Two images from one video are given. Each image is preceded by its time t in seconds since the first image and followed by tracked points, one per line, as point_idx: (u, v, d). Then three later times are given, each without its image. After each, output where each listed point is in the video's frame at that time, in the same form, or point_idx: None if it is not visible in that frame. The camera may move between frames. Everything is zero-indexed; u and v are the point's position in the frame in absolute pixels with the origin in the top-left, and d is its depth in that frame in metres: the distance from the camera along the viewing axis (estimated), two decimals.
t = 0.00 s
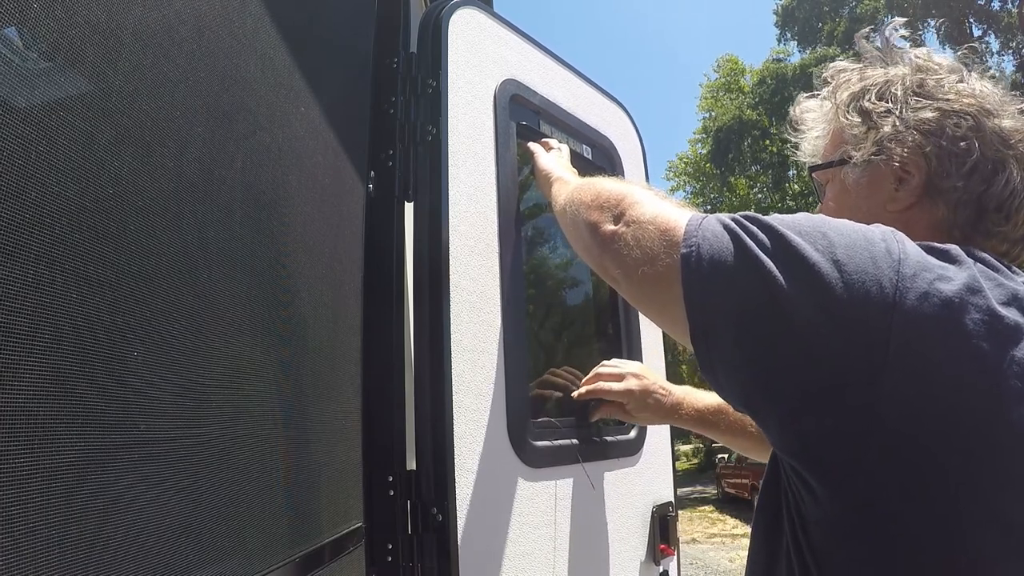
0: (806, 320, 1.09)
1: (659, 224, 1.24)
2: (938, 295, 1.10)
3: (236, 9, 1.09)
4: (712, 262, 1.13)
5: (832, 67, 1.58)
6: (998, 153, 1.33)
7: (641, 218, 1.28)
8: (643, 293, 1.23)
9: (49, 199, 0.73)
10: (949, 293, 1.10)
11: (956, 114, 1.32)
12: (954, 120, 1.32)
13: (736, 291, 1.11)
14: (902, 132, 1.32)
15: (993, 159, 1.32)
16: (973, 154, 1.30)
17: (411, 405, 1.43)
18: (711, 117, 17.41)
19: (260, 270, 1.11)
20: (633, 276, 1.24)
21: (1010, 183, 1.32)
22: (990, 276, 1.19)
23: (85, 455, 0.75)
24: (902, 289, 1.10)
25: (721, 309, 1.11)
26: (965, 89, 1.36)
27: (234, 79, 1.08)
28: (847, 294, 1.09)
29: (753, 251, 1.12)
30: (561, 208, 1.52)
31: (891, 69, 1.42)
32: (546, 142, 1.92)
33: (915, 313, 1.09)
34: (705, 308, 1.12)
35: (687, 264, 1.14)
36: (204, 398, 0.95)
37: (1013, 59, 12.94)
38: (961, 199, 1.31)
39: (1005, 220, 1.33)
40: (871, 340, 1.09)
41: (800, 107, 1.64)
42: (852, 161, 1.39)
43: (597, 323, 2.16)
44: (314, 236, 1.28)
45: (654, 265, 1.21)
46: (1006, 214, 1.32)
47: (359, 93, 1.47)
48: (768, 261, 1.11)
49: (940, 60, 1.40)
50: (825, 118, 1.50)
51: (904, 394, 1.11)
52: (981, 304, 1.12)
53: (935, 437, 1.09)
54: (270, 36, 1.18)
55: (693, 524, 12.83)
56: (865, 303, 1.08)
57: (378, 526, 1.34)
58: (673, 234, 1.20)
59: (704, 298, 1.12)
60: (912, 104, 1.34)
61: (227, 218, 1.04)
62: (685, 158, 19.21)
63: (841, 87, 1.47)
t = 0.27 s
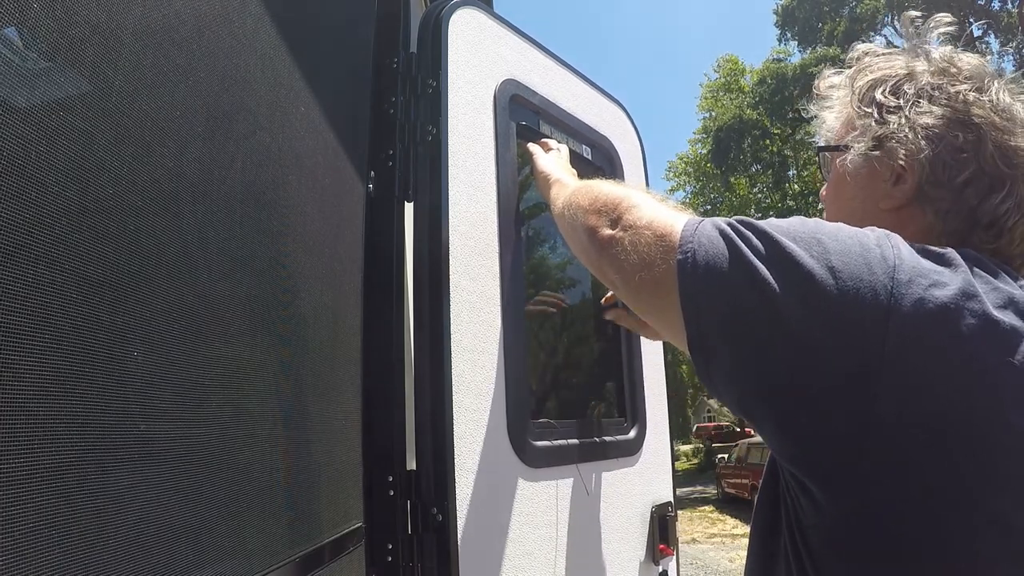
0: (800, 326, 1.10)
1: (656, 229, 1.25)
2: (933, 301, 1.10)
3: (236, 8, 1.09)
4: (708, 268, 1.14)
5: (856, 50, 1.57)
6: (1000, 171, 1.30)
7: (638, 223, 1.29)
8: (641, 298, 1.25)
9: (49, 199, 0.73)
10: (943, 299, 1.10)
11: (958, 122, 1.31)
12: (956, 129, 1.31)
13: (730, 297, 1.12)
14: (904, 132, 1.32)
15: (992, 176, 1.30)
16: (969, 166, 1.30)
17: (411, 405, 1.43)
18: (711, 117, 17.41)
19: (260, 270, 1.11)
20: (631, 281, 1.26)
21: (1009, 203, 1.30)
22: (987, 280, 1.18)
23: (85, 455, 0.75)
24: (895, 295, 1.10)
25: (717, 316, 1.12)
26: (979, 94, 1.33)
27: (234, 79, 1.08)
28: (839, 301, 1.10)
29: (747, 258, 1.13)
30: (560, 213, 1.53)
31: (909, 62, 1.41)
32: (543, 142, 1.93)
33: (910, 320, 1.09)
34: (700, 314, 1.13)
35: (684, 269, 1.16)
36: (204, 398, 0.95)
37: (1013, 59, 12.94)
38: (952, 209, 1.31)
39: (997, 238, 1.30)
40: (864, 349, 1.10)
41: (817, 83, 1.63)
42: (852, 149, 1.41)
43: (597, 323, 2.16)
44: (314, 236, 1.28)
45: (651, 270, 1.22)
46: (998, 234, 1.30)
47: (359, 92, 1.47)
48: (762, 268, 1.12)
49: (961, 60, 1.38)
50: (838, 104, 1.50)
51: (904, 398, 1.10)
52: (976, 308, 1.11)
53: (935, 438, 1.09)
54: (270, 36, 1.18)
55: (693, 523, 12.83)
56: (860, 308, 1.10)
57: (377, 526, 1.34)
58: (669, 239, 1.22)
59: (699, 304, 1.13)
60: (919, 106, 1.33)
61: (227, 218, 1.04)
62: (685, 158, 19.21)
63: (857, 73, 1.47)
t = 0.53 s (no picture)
0: (792, 334, 1.10)
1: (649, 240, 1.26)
2: (925, 307, 1.10)
3: (236, 8, 1.09)
4: (700, 279, 1.15)
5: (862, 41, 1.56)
6: (1003, 173, 1.30)
7: (633, 234, 1.30)
8: (638, 310, 1.25)
9: (49, 199, 0.73)
10: (935, 305, 1.10)
11: (959, 122, 1.31)
12: (958, 129, 1.30)
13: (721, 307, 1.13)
14: (904, 130, 1.33)
15: (994, 178, 1.30)
16: (971, 167, 1.29)
17: (410, 405, 1.43)
18: (711, 117, 17.41)
19: (260, 270, 1.11)
20: (627, 294, 1.27)
21: (1010, 206, 1.29)
22: (983, 281, 1.17)
23: (85, 455, 0.75)
24: (887, 303, 1.10)
25: (708, 326, 1.13)
26: (984, 94, 1.33)
27: (234, 79, 1.08)
28: (830, 310, 1.10)
29: (737, 270, 1.14)
30: (557, 221, 1.54)
31: (914, 58, 1.41)
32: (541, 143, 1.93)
33: (904, 325, 1.09)
34: (694, 324, 1.14)
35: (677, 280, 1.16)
36: (203, 398, 0.95)
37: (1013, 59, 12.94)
38: (951, 210, 1.31)
39: (995, 241, 1.30)
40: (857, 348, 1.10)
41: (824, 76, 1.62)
42: (856, 145, 1.41)
43: (597, 323, 2.16)
44: (314, 236, 1.28)
45: (646, 281, 1.23)
46: (996, 237, 1.30)
47: (359, 92, 1.47)
48: (752, 279, 1.13)
49: (966, 58, 1.38)
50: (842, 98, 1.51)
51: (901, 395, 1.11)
52: (968, 312, 1.11)
53: (934, 438, 1.10)
54: (270, 36, 1.18)
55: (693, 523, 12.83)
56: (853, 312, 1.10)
57: (378, 526, 1.34)
58: (662, 250, 1.22)
59: (692, 314, 1.14)
60: (922, 106, 1.33)
61: (227, 218, 1.04)
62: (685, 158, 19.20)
63: (862, 67, 1.47)
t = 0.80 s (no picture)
0: (786, 337, 1.13)
1: (643, 244, 1.28)
2: (918, 311, 1.12)
3: (236, 8, 1.09)
4: (695, 283, 1.17)
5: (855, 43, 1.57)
6: (993, 177, 1.30)
7: (628, 238, 1.33)
8: (634, 313, 1.28)
9: (49, 199, 0.73)
10: (927, 308, 1.12)
11: (951, 126, 1.31)
12: (948, 133, 1.31)
13: (716, 311, 1.15)
14: (895, 133, 1.33)
15: (985, 181, 1.30)
16: (962, 171, 1.29)
17: (411, 405, 1.43)
18: (711, 117, 17.40)
19: (260, 270, 1.11)
20: (623, 298, 1.29)
21: (1000, 209, 1.29)
22: (975, 284, 1.19)
23: (85, 455, 0.75)
24: (880, 307, 1.12)
25: (703, 330, 1.15)
26: (975, 98, 1.33)
27: (234, 79, 1.08)
28: (824, 313, 1.12)
29: (731, 274, 1.16)
30: (554, 225, 1.56)
31: (908, 60, 1.41)
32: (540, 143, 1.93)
33: (897, 329, 1.11)
34: (689, 327, 1.16)
35: (670, 284, 1.19)
36: (203, 398, 0.95)
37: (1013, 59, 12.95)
38: (941, 214, 1.32)
39: (985, 243, 1.31)
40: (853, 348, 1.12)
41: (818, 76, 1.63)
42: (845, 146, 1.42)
43: (597, 323, 2.16)
44: (314, 236, 1.28)
45: (641, 285, 1.25)
46: (986, 240, 1.31)
47: (360, 93, 1.47)
48: (746, 283, 1.15)
49: (958, 61, 1.38)
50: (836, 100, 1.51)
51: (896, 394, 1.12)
52: (961, 315, 1.13)
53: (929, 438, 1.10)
54: (270, 36, 1.18)
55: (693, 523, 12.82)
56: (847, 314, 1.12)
57: (378, 526, 1.34)
58: (656, 254, 1.25)
59: (688, 317, 1.17)
60: (914, 109, 1.33)
61: (227, 218, 1.04)
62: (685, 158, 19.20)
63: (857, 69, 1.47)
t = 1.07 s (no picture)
0: (773, 337, 1.13)
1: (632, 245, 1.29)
2: (904, 311, 1.13)
3: (236, 9, 1.09)
4: (683, 285, 1.18)
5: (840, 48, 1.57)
6: (977, 181, 1.31)
7: (617, 239, 1.34)
8: (624, 315, 1.29)
9: (49, 199, 0.73)
10: (914, 308, 1.13)
11: (935, 129, 1.31)
12: (933, 136, 1.31)
13: (704, 313, 1.16)
14: (880, 135, 1.33)
15: (969, 183, 1.31)
16: (946, 174, 1.30)
17: (411, 405, 1.43)
18: (711, 117, 17.41)
19: (260, 270, 1.11)
20: (613, 299, 1.30)
21: (984, 212, 1.30)
22: (960, 283, 1.20)
23: (85, 455, 0.75)
24: (866, 307, 1.13)
25: (692, 331, 1.16)
26: (960, 101, 1.34)
27: (234, 79, 1.08)
28: (818, 315, 1.13)
29: (718, 275, 1.17)
30: (545, 226, 1.56)
31: (893, 64, 1.42)
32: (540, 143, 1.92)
33: (888, 330, 1.12)
34: (677, 328, 1.17)
35: (659, 285, 1.20)
36: (203, 398, 0.95)
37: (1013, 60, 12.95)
38: (925, 216, 1.32)
39: (970, 246, 1.32)
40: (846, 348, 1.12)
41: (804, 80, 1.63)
42: (831, 149, 1.42)
43: (597, 322, 2.16)
44: (314, 236, 1.28)
45: (630, 286, 1.26)
46: (971, 243, 1.31)
47: (360, 93, 1.47)
48: (733, 284, 1.16)
49: (942, 67, 1.39)
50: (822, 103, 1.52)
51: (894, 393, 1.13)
52: (948, 315, 1.13)
53: (924, 438, 1.12)
54: (270, 36, 1.18)
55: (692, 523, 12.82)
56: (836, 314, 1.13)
57: (377, 526, 1.34)
58: (645, 256, 1.26)
59: (676, 319, 1.18)
60: (898, 113, 1.34)
61: (227, 218, 1.04)
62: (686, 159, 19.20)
63: (842, 73, 1.48)
